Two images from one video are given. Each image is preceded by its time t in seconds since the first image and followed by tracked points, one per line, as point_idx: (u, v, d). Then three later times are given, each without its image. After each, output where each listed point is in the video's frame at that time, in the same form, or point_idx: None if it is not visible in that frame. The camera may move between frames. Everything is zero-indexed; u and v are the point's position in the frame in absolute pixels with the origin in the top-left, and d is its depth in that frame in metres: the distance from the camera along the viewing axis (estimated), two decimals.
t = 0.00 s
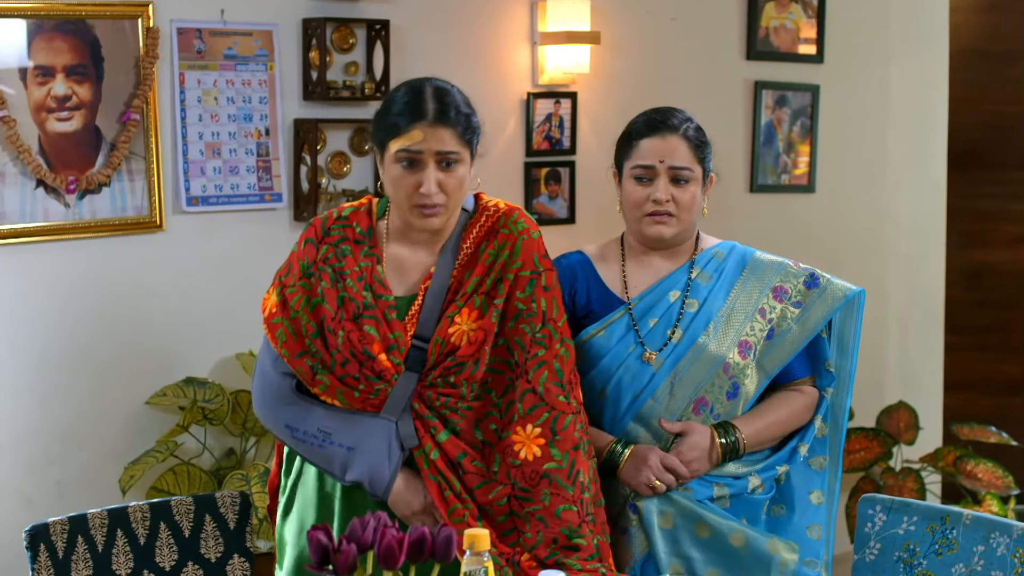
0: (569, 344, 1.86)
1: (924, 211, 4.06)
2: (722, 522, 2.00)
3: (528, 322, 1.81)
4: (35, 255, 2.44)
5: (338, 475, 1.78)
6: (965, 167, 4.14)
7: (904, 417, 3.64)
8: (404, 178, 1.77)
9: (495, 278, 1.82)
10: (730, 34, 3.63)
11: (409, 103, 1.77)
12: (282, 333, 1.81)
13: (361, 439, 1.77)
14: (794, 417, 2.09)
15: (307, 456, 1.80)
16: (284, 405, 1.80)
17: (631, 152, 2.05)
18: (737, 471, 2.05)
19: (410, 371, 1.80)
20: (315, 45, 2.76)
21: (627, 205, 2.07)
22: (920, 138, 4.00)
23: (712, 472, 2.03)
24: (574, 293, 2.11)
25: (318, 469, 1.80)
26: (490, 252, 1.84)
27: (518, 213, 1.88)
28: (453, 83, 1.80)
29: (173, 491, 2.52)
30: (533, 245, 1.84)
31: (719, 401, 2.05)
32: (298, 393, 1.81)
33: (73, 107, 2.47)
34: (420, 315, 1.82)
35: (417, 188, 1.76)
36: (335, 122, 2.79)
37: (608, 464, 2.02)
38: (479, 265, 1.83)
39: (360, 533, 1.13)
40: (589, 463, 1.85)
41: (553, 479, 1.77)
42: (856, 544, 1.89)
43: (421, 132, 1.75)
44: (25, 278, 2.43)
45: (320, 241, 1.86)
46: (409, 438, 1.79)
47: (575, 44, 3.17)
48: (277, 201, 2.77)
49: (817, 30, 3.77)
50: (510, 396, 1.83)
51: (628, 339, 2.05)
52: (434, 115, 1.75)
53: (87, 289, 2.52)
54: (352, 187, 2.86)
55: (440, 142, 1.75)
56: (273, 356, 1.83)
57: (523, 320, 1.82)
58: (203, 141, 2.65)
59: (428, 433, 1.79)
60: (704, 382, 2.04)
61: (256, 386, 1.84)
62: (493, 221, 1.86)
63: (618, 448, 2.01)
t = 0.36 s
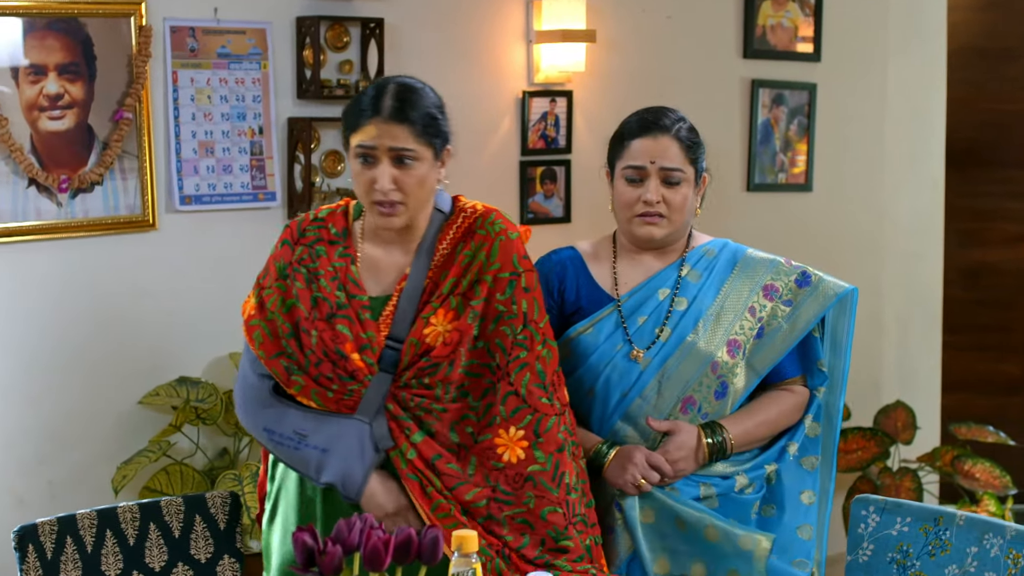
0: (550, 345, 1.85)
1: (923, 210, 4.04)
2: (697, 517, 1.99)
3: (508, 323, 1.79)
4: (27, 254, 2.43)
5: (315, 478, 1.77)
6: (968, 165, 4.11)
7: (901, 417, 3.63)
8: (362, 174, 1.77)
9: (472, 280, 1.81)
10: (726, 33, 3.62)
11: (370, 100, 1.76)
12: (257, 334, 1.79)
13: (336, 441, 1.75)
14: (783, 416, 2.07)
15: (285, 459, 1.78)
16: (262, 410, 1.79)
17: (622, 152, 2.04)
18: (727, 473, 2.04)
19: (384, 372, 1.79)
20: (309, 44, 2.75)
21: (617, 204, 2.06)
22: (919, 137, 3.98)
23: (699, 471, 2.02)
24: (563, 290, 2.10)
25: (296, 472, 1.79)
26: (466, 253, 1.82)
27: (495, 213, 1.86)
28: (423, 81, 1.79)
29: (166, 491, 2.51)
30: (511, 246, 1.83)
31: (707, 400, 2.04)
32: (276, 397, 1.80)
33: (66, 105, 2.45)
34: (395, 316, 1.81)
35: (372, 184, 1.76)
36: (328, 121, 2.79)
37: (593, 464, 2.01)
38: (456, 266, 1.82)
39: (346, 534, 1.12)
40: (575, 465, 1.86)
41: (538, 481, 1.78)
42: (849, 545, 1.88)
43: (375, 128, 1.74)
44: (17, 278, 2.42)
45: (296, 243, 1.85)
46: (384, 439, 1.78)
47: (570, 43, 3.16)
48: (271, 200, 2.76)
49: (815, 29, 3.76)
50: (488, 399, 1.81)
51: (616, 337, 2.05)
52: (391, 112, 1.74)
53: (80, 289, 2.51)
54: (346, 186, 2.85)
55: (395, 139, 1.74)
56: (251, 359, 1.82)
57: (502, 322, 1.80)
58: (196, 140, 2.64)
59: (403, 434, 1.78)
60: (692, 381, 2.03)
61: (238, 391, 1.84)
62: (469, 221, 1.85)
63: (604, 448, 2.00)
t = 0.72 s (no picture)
0: (527, 346, 1.86)
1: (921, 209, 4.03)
2: (678, 514, 1.98)
3: (483, 325, 1.81)
4: (20, 254, 2.42)
5: (280, 471, 1.78)
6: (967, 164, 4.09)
7: (899, 416, 3.62)
8: (325, 165, 1.82)
9: (442, 278, 1.83)
10: (724, 32, 3.60)
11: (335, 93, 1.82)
12: (233, 325, 1.86)
13: (298, 433, 1.77)
14: (770, 416, 2.07)
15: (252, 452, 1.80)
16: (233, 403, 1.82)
17: (610, 153, 2.03)
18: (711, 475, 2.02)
19: (348, 363, 1.81)
20: (303, 42, 2.74)
21: (605, 205, 2.05)
22: (919, 135, 3.96)
23: (682, 473, 2.00)
24: (551, 289, 2.10)
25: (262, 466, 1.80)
26: (438, 251, 1.85)
27: (469, 215, 1.88)
28: (392, 77, 1.84)
29: (161, 491, 2.50)
30: (485, 248, 1.84)
31: (694, 401, 2.03)
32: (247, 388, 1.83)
33: (59, 104, 2.44)
34: (363, 310, 1.83)
35: (330, 174, 1.81)
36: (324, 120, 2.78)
37: (577, 464, 2.01)
38: (426, 264, 1.84)
39: (332, 537, 1.11)
40: (557, 466, 1.87)
41: (512, 480, 1.81)
42: (843, 546, 1.86)
43: (334, 118, 1.80)
44: (11, 278, 2.41)
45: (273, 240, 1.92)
46: (343, 431, 1.80)
47: (567, 41, 3.14)
48: (266, 200, 2.75)
49: (813, 28, 3.75)
50: (456, 401, 1.81)
51: (602, 336, 2.04)
52: (349, 101, 1.80)
53: (73, 288, 2.50)
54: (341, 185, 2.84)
55: (352, 127, 1.79)
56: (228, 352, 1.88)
57: (477, 323, 1.81)
58: (190, 139, 2.63)
59: (370, 425, 1.80)
60: (678, 381, 2.02)
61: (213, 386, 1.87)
62: (443, 220, 1.87)
63: (589, 448, 2.01)
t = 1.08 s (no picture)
0: (523, 352, 1.86)
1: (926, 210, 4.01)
2: (673, 516, 1.96)
3: (477, 330, 1.80)
4: (21, 254, 2.41)
5: (275, 481, 1.78)
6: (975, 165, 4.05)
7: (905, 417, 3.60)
8: (330, 173, 1.81)
9: (437, 286, 1.82)
10: (728, 31, 3.58)
11: (338, 100, 1.81)
12: (226, 336, 1.87)
13: (293, 443, 1.76)
14: (766, 418, 2.05)
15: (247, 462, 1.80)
16: (227, 412, 1.82)
17: (606, 155, 2.02)
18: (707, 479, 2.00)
19: (343, 373, 1.81)
20: (306, 41, 2.73)
21: (601, 208, 2.04)
22: (923, 136, 3.95)
23: (677, 476, 1.99)
24: (546, 291, 2.09)
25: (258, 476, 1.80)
26: (430, 258, 1.85)
27: (460, 221, 1.88)
28: (392, 85, 1.85)
29: (162, 491, 2.50)
30: (477, 254, 1.84)
31: (689, 403, 2.01)
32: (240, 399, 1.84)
33: (60, 104, 2.43)
34: (357, 320, 1.83)
35: (339, 183, 1.80)
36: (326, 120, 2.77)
37: (572, 469, 2.00)
38: (419, 272, 1.84)
39: (326, 539, 1.10)
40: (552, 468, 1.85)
41: (507, 485, 1.79)
42: (844, 548, 1.85)
43: (343, 127, 1.79)
44: (13, 278, 2.40)
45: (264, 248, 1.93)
46: (339, 441, 1.78)
47: (571, 40, 3.13)
48: (267, 199, 2.75)
49: (818, 27, 3.73)
50: (450, 408, 1.80)
51: (597, 337, 2.03)
52: (359, 110, 1.80)
53: (73, 288, 2.50)
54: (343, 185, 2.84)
55: (363, 137, 1.79)
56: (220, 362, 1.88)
57: (471, 328, 1.80)
58: (191, 138, 2.63)
59: (367, 435, 1.78)
60: (673, 382, 2.00)
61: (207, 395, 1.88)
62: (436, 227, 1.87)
63: (584, 451, 1.99)
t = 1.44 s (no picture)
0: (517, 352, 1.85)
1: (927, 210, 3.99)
2: (666, 519, 1.95)
3: (472, 331, 1.80)
4: (16, 254, 2.41)
5: (272, 487, 1.77)
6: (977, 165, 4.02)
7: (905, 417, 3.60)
8: (330, 175, 1.79)
9: (431, 287, 1.82)
10: (728, 30, 3.57)
11: (333, 102, 1.80)
12: (217, 341, 1.84)
13: (291, 449, 1.76)
14: (761, 421, 2.05)
15: (243, 468, 1.80)
16: (220, 419, 1.82)
17: (601, 155, 2.01)
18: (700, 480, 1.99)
19: (340, 378, 1.80)
20: (303, 40, 2.72)
21: (597, 210, 2.03)
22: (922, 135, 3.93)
23: (672, 478, 1.98)
24: (540, 293, 2.08)
25: (254, 482, 1.79)
26: (424, 260, 1.84)
27: (453, 222, 1.87)
28: (382, 84, 1.84)
29: (158, 492, 2.50)
30: (471, 254, 1.83)
31: (683, 405, 2.00)
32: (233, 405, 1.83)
33: (55, 103, 2.42)
34: (352, 323, 1.82)
35: (341, 184, 1.78)
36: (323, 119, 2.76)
37: (565, 471, 1.99)
38: (413, 274, 1.83)
39: (314, 541, 1.09)
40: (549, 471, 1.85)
41: (504, 487, 1.78)
42: (841, 550, 1.83)
43: (344, 128, 1.78)
44: (9, 278, 2.40)
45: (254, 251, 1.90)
46: (338, 447, 1.77)
47: (570, 39, 3.12)
48: (264, 199, 2.74)
49: (817, 26, 3.72)
50: (450, 409, 1.80)
51: (591, 339, 2.02)
52: (358, 111, 1.78)
53: (68, 288, 2.49)
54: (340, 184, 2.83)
55: (365, 138, 1.78)
56: (210, 369, 1.86)
57: (466, 330, 1.80)
58: (188, 138, 2.62)
59: (364, 440, 1.77)
60: (667, 385, 1.99)
61: (198, 402, 1.87)
62: (429, 228, 1.86)
63: (577, 453, 1.98)
